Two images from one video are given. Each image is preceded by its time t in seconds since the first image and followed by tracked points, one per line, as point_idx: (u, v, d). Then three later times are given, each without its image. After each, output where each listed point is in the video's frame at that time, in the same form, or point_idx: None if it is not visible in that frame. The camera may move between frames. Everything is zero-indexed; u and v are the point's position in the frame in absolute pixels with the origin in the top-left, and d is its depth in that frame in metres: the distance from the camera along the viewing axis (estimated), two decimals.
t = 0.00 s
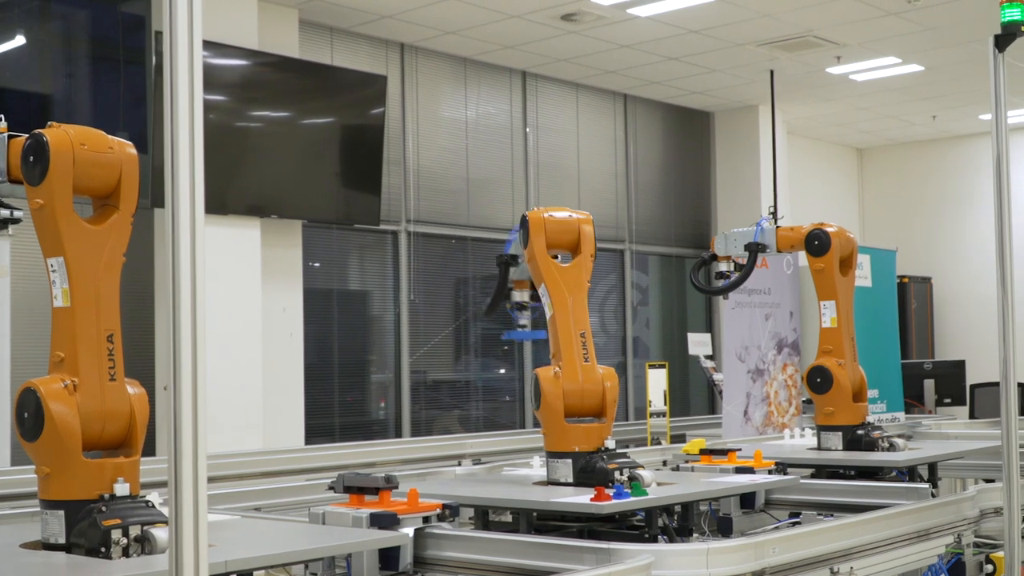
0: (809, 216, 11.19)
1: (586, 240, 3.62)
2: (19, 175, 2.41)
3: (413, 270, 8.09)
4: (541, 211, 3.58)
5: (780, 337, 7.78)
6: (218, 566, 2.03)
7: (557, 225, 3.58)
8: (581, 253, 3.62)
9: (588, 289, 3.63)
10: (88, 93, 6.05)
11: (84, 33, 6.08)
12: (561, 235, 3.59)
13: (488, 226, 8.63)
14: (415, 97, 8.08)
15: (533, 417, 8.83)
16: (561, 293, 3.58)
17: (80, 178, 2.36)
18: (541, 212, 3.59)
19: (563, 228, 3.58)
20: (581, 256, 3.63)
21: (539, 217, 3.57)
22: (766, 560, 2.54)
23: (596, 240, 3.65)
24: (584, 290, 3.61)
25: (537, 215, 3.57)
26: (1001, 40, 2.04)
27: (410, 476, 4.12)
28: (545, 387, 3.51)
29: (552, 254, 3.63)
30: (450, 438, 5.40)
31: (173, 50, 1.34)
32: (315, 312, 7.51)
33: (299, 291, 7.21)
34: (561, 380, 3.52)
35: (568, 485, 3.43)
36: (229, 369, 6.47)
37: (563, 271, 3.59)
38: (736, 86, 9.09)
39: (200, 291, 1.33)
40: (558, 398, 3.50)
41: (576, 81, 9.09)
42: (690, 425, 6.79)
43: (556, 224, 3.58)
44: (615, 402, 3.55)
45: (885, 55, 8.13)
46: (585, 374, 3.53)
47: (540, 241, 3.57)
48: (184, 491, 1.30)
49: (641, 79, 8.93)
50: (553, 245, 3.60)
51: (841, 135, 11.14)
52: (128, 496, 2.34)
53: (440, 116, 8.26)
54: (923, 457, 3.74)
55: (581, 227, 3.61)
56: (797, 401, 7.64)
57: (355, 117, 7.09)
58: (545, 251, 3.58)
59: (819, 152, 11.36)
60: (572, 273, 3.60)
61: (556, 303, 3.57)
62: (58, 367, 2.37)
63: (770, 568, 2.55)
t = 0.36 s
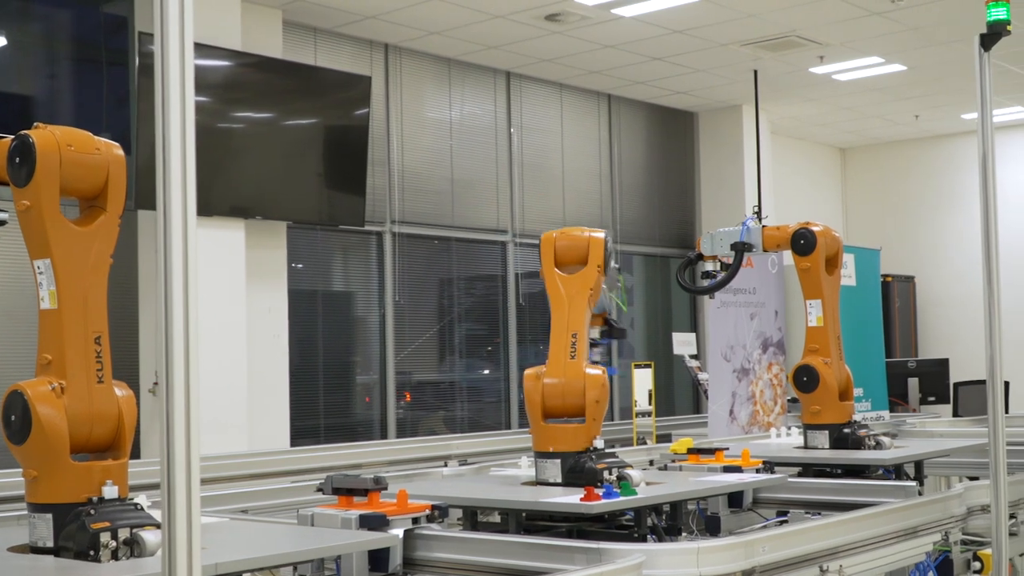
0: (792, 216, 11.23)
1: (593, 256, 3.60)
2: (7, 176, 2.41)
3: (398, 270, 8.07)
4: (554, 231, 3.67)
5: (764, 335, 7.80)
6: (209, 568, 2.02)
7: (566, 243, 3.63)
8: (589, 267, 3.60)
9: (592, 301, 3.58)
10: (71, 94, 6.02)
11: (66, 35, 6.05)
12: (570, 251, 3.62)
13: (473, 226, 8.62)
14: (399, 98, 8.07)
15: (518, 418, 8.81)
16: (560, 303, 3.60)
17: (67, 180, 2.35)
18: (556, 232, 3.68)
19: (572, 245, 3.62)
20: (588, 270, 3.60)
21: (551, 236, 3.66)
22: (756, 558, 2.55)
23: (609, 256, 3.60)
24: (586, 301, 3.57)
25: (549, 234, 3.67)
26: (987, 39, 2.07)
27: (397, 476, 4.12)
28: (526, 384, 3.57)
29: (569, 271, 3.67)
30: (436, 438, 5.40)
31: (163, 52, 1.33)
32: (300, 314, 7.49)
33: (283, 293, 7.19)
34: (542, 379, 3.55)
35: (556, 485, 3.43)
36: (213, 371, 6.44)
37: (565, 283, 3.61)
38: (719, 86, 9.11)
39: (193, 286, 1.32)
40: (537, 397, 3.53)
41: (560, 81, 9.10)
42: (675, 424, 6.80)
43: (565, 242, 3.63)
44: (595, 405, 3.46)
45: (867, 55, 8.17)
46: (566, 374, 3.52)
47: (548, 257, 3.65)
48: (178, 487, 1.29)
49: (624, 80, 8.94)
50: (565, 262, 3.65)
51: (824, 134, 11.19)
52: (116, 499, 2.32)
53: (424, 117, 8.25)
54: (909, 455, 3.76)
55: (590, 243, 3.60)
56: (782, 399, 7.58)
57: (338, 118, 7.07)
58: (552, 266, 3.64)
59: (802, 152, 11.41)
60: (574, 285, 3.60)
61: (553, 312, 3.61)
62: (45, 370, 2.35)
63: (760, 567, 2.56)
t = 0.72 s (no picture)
0: (752, 215, 11.32)
1: (594, 270, 3.67)
2: None
3: (358, 268, 8.04)
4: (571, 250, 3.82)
5: (726, 333, 7.83)
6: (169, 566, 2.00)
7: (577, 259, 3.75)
8: (587, 278, 3.67)
9: (579, 307, 3.62)
10: (27, 88, 5.93)
11: (22, 28, 5.96)
12: (577, 265, 3.73)
13: (435, 223, 8.60)
14: (361, 94, 8.03)
15: (480, 415, 8.80)
16: (548, 306, 3.67)
17: (24, 173, 2.31)
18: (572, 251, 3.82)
19: (581, 260, 3.73)
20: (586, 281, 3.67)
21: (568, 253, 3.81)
22: (717, 554, 2.57)
23: (609, 271, 3.67)
24: (571, 305, 3.62)
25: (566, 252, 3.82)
26: (948, 38, 2.10)
27: (359, 474, 4.09)
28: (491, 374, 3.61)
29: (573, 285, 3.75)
30: (397, 436, 5.38)
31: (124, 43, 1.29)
32: (260, 311, 7.43)
33: (244, 290, 7.14)
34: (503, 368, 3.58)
35: (518, 482, 3.44)
36: (172, 370, 6.38)
37: (560, 289, 3.69)
38: (680, 84, 9.16)
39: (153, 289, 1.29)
40: (494, 384, 3.55)
41: (522, 78, 9.10)
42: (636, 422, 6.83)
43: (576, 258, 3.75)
44: (544, 398, 3.44)
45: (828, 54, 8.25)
46: (525, 365, 3.52)
47: (557, 269, 3.77)
48: (139, 491, 1.27)
49: (586, 77, 8.96)
50: (572, 276, 3.75)
51: (785, 133, 11.29)
52: (76, 497, 2.29)
53: (386, 113, 8.22)
54: (868, 451, 3.80)
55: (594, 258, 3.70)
56: (742, 396, 7.63)
57: (298, 114, 7.02)
58: (556, 275, 3.74)
59: (762, 151, 11.50)
60: (568, 292, 3.67)
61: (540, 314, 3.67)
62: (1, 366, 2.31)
63: (721, 563, 2.59)
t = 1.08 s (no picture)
0: (698, 208, 11.40)
1: (547, 265, 3.66)
2: None
3: (303, 260, 7.95)
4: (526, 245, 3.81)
5: (671, 326, 7.94)
6: (110, 561, 1.94)
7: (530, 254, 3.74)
8: (539, 274, 3.66)
9: (529, 302, 3.60)
10: None
11: None
12: (530, 260, 3.71)
13: (382, 215, 8.52)
14: (305, 85, 7.94)
15: (425, 408, 8.76)
16: (499, 300, 3.65)
17: None
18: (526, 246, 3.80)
19: (534, 255, 3.72)
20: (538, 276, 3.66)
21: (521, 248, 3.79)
22: (662, 547, 2.57)
23: (561, 267, 3.65)
24: (522, 300, 3.60)
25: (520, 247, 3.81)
26: (892, 34, 2.11)
27: (303, 467, 4.04)
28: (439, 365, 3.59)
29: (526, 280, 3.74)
30: (342, 429, 5.32)
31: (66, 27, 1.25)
32: (202, 303, 7.30)
33: (187, 282, 7.01)
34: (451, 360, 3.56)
35: (464, 474, 3.41)
36: (111, 363, 6.25)
37: (511, 283, 3.67)
38: (627, 77, 9.19)
39: (94, 267, 1.24)
40: (441, 376, 3.53)
41: (469, 70, 9.05)
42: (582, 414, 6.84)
43: (529, 252, 3.74)
44: (489, 392, 3.42)
45: (774, 49, 8.33)
46: (472, 357, 3.50)
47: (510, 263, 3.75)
48: (78, 487, 1.22)
49: (533, 70, 8.95)
50: (525, 271, 3.73)
51: (731, 127, 11.38)
52: (14, 490, 2.23)
53: (331, 105, 8.13)
54: (811, 443, 3.83)
55: (548, 254, 3.69)
56: (687, 390, 7.69)
57: (242, 105, 6.90)
58: (509, 269, 3.73)
59: (708, 145, 11.59)
60: (519, 286, 3.65)
61: (491, 307, 3.66)
62: None
63: (667, 556, 2.58)
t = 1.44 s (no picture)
0: (645, 197, 11.39)
1: (494, 254, 3.58)
2: None
3: (242, 247, 7.77)
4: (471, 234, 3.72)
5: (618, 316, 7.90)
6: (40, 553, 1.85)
7: (475, 243, 3.65)
8: (486, 262, 3.58)
9: (475, 291, 3.52)
10: None
11: None
12: (476, 248, 3.62)
13: (323, 201, 8.37)
14: (245, 67, 7.76)
15: (368, 399, 8.63)
16: (444, 289, 3.55)
17: None
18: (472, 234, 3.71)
19: (480, 244, 3.63)
20: (485, 265, 3.57)
21: (466, 236, 3.70)
22: (609, 538, 2.55)
23: (507, 256, 3.57)
24: (468, 288, 3.51)
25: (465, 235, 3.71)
26: (842, 20, 2.00)
27: (242, 458, 3.92)
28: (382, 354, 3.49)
29: (471, 269, 3.65)
30: (283, 420, 5.19)
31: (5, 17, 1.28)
32: (138, 290, 7.11)
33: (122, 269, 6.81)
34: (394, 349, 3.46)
35: (407, 466, 3.32)
36: (40, 353, 6.05)
37: (456, 272, 3.58)
38: (574, 63, 9.12)
39: (28, 262, 1.00)
40: (384, 365, 3.44)
41: (413, 53, 8.92)
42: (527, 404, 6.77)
43: (475, 240, 3.65)
44: (433, 382, 3.33)
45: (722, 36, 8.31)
46: (416, 346, 3.41)
47: (455, 251, 3.66)
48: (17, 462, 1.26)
49: (479, 54, 8.84)
50: (470, 260, 3.64)
51: (678, 114, 11.38)
52: None
53: (272, 89, 7.96)
54: (759, 435, 3.80)
55: (494, 242, 3.60)
56: (635, 380, 7.71)
57: (179, 87, 6.69)
58: (454, 258, 3.63)
59: (655, 133, 11.58)
60: (464, 274, 3.56)
61: (436, 296, 3.56)
62: None
63: (613, 547, 2.57)
